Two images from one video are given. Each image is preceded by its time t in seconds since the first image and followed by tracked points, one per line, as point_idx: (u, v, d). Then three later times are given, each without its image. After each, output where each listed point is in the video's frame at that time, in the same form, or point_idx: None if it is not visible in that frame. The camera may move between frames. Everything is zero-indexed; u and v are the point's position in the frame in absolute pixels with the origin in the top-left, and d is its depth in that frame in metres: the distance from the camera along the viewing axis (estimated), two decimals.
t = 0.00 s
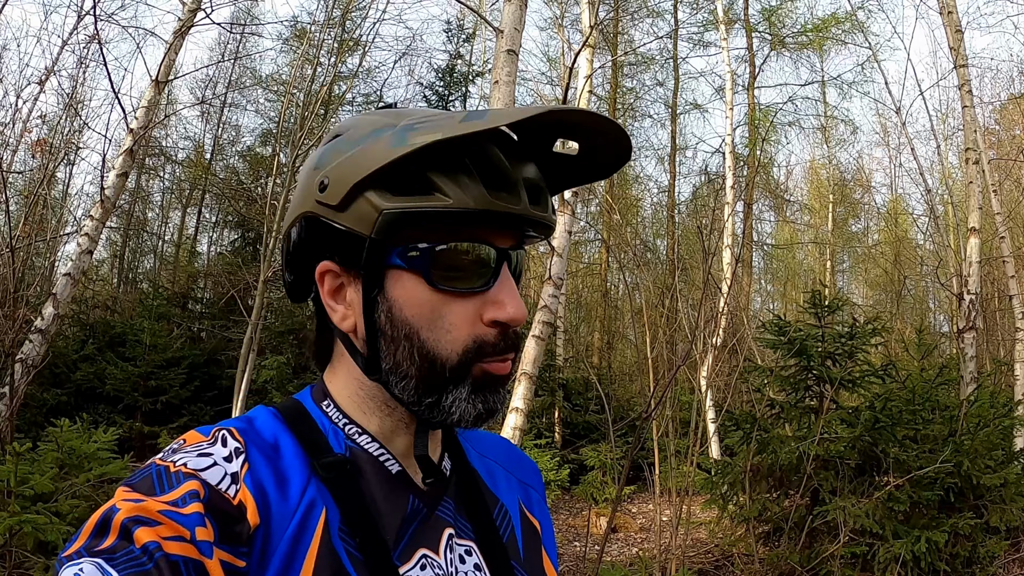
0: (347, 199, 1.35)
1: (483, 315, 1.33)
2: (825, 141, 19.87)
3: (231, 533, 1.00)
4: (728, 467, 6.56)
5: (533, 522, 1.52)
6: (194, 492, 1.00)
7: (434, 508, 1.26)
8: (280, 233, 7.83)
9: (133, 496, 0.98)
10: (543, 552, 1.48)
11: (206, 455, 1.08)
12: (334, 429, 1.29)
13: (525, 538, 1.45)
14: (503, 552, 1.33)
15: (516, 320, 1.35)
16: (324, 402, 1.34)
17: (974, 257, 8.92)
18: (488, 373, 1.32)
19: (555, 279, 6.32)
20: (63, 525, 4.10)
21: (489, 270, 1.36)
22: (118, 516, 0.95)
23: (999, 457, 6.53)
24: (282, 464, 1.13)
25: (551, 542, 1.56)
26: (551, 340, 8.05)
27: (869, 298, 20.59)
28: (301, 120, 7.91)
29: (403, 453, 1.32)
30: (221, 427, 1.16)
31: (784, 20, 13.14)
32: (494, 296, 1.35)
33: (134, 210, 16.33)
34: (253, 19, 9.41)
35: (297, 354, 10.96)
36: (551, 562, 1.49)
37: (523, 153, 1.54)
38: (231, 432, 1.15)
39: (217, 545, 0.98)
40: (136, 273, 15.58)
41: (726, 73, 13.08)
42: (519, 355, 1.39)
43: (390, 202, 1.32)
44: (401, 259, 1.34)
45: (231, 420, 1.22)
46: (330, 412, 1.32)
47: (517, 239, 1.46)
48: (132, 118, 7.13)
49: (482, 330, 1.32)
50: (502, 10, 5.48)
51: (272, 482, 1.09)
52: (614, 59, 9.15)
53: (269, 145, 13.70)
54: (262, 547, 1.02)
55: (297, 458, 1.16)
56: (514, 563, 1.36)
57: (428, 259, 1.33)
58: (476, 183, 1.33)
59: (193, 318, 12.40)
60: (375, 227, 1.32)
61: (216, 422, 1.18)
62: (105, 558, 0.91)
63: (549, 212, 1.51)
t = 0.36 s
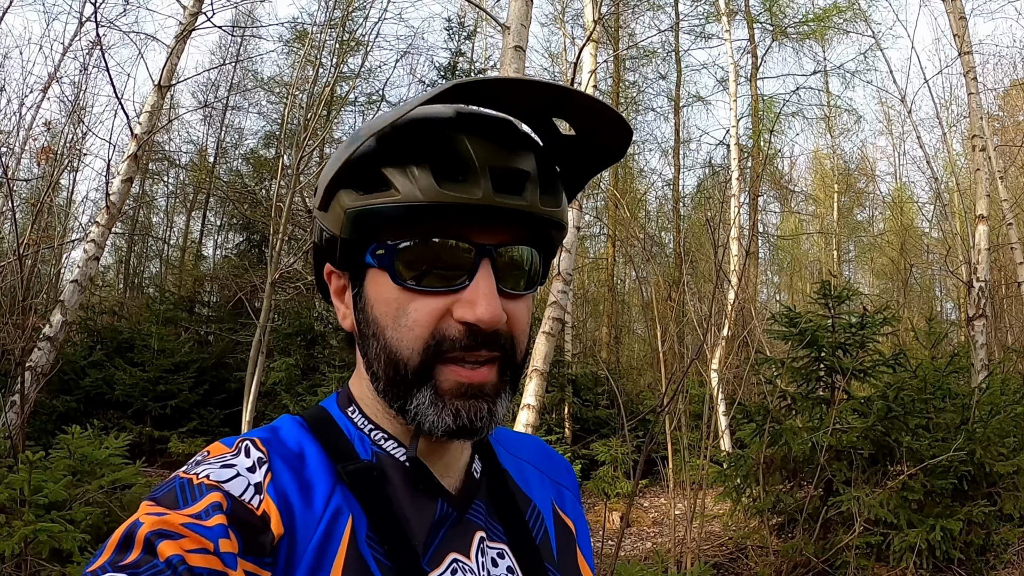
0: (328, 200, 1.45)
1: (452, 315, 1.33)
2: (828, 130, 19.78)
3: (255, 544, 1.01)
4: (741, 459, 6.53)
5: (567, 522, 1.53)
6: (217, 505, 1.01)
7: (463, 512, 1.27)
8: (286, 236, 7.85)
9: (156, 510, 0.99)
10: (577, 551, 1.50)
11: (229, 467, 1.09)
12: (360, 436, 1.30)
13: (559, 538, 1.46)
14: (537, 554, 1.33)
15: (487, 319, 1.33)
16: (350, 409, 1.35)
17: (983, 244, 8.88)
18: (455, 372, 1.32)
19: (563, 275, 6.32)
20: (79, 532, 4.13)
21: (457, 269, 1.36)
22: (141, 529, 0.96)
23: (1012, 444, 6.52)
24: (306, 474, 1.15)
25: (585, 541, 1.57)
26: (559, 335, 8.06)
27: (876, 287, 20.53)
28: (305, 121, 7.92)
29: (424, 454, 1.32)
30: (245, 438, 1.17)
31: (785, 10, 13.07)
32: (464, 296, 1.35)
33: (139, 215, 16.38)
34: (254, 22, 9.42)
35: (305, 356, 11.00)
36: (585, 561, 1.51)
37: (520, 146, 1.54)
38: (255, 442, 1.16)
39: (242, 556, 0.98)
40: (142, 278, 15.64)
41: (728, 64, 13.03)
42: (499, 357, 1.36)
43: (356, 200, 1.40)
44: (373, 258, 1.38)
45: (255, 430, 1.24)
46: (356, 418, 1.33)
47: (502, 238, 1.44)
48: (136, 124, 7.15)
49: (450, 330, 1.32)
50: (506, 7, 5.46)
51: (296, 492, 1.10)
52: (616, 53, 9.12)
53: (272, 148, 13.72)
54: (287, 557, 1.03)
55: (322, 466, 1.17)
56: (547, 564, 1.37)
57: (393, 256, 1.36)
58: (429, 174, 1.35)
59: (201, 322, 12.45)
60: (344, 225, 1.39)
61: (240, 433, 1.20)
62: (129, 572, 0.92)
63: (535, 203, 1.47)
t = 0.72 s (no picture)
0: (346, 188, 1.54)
1: (442, 306, 1.33)
2: (830, 122, 19.73)
3: (271, 532, 1.01)
4: (748, 452, 6.53)
5: (584, 511, 1.55)
6: (234, 492, 1.02)
7: (479, 501, 1.28)
8: (289, 236, 7.87)
9: (174, 497, 1.01)
10: (593, 540, 1.51)
11: (246, 456, 1.10)
12: (376, 425, 1.30)
13: (574, 527, 1.47)
14: (552, 543, 1.34)
15: (471, 314, 1.32)
16: (365, 398, 1.37)
17: (986, 233, 8.88)
18: (446, 364, 1.32)
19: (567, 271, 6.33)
20: (87, 534, 4.15)
21: (448, 261, 1.37)
22: (160, 516, 0.97)
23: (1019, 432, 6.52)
24: (322, 463, 1.16)
25: (601, 530, 1.58)
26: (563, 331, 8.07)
27: (879, 278, 20.51)
28: (307, 121, 7.93)
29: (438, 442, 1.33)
30: (262, 428, 1.19)
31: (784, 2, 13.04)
32: (453, 287, 1.35)
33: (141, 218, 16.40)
34: (254, 23, 9.43)
35: (310, 355, 11.03)
36: (602, 552, 1.52)
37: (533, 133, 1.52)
38: (272, 431, 1.17)
39: (258, 543, 0.99)
40: (145, 281, 15.67)
41: (728, 57, 13.01)
42: (491, 352, 1.35)
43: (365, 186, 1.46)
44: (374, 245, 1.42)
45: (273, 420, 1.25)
46: (371, 408, 1.34)
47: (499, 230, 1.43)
48: (137, 127, 7.16)
49: (440, 321, 1.33)
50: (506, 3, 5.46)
51: (312, 480, 1.11)
52: (615, 47, 9.13)
53: (273, 148, 13.73)
54: (303, 545, 1.04)
55: (338, 455, 1.18)
56: (563, 554, 1.38)
57: (389, 243, 1.39)
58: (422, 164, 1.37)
59: (205, 324, 12.47)
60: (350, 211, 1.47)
61: (258, 424, 1.21)
62: (147, 560, 0.93)
63: (530, 195, 1.44)
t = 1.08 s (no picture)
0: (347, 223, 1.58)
1: (432, 318, 1.35)
2: (831, 114, 19.69)
3: (311, 526, 1.05)
4: (754, 445, 6.56)
5: (606, 516, 1.56)
6: (277, 486, 1.07)
7: (506, 502, 1.30)
8: (293, 237, 7.90)
9: (220, 489, 1.05)
10: (616, 542, 1.53)
11: (287, 454, 1.14)
12: (406, 427, 1.33)
13: (596, 529, 1.49)
14: (576, 546, 1.36)
15: (459, 321, 1.33)
16: (394, 401, 1.39)
17: (989, 224, 8.88)
18: (443, 376, 1.33)
19: (572, 268, 6.35)
20: (100, 538, 4.20)
21: (436, 268, 1.38)
22: (207, 507, 1.02)
23: None
24: (359, 463, 1.19)
25: (624, 535, 1.60)
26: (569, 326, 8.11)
27: (883, 269, 20.48)
28: (309, 122, 7.97)
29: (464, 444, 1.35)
30: (301, 428, 1.22)
31: None
32: (440, 297, 1.35)
33: (144, 222, 16.45)
34: (254, 25, 9.46)
35: (316, 356, 11.08)
36: (625, 554, 1.53)
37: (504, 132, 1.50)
38: (311, 432, 1.21)
39: (300, 535, 1.03)
40: (150, 284, 15.73)
41: (729, 51, 13.00)
42: (490, 353, 1.36)
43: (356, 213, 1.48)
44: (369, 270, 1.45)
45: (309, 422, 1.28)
46: (400, 409, 1.36)
47: (481, 233, 1.41)
48: (139, 131, 7.20)
49: (429, 333, 1.35)
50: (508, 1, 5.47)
51: (350, 479, 1.14)
52: (616, 43, 9.13)
53: (275, 150, 13.76)
54: (342, 540, 1.07)
55: (373, 456, 1.21)
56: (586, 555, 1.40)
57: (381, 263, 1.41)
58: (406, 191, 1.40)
59: (210, 326, 12.53)
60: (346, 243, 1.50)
61: (296, 425, 1.24)
62: (193, 548, 0.97)
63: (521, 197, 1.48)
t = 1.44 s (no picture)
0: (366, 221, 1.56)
1: (470, 325, 1.37)
2: (834, 104, 19.60)
3: (339, 532, 1.08)
4: (764, 437, 6.66)
5: (633, 495, 1.57)
6: (302, 495, 1.08)
7: (532, 493, 1.33)
8: (298, 235, 7.92)
9: (244, 502, 1.07)
10: (647, 521, 1.53)
11: (310, 462, 1.16)
12: (428, 427, 1.37)
13: (624, 511, 1.50)
14: (603, 531, 1.38)
15: (500, 328, 1.36)
16: (414, 402, 1.43)
17: (996, 213, 8.85)
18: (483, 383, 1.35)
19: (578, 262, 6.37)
20: (114, 539, 4.22)
21: (471, 275, 1.40)
22: (232, 520, 1.04)
23: None
24: (383, 465, 1.22)
25: (658, 510, 1.60)
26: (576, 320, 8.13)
27: (888, 258, 20.42)
28: (314, 119, 7.99)
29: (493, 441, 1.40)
30: (322, 436, 1.25)
31: None
32: (478, 304, 1.38)
33: (149, 222, 16.50)
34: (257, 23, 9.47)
35: (323, 353, 11.12)
36: (655, 536, 1.52)
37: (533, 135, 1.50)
38: (333, 438, 1.24)
39: (328, 543, 1.05)
40: (155, 283, 15.78)
41: (732, 42, 12.94)
42: (525, 360, 1.38)
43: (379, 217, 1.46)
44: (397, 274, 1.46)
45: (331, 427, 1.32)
46: (422, 411, 1.40)
47: (516, 240, 1.45)
48: (144, 132, 7.22)
49: (468, 340, 1.37)
50: None
51: (376, 483, 1.17)
52: (619, 36, 9.11)
53: (279, 147, 13.79)
54: (370, 545, 1.10)
55: (397, 457, 1.24)
56: (614, 539, 1.41)
57: (410, 270, 1.42)
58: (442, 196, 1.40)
59: (217, 325, 12.57)
60: (373, 247, 1.50)
61: (318, 432, 1.27)
62: (222, 561, 0.99)
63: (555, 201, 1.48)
